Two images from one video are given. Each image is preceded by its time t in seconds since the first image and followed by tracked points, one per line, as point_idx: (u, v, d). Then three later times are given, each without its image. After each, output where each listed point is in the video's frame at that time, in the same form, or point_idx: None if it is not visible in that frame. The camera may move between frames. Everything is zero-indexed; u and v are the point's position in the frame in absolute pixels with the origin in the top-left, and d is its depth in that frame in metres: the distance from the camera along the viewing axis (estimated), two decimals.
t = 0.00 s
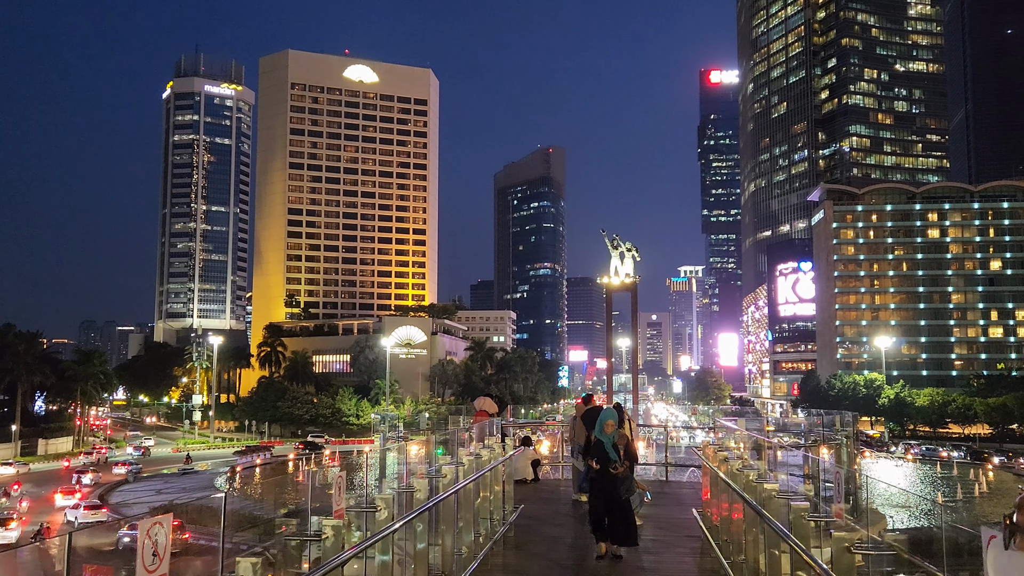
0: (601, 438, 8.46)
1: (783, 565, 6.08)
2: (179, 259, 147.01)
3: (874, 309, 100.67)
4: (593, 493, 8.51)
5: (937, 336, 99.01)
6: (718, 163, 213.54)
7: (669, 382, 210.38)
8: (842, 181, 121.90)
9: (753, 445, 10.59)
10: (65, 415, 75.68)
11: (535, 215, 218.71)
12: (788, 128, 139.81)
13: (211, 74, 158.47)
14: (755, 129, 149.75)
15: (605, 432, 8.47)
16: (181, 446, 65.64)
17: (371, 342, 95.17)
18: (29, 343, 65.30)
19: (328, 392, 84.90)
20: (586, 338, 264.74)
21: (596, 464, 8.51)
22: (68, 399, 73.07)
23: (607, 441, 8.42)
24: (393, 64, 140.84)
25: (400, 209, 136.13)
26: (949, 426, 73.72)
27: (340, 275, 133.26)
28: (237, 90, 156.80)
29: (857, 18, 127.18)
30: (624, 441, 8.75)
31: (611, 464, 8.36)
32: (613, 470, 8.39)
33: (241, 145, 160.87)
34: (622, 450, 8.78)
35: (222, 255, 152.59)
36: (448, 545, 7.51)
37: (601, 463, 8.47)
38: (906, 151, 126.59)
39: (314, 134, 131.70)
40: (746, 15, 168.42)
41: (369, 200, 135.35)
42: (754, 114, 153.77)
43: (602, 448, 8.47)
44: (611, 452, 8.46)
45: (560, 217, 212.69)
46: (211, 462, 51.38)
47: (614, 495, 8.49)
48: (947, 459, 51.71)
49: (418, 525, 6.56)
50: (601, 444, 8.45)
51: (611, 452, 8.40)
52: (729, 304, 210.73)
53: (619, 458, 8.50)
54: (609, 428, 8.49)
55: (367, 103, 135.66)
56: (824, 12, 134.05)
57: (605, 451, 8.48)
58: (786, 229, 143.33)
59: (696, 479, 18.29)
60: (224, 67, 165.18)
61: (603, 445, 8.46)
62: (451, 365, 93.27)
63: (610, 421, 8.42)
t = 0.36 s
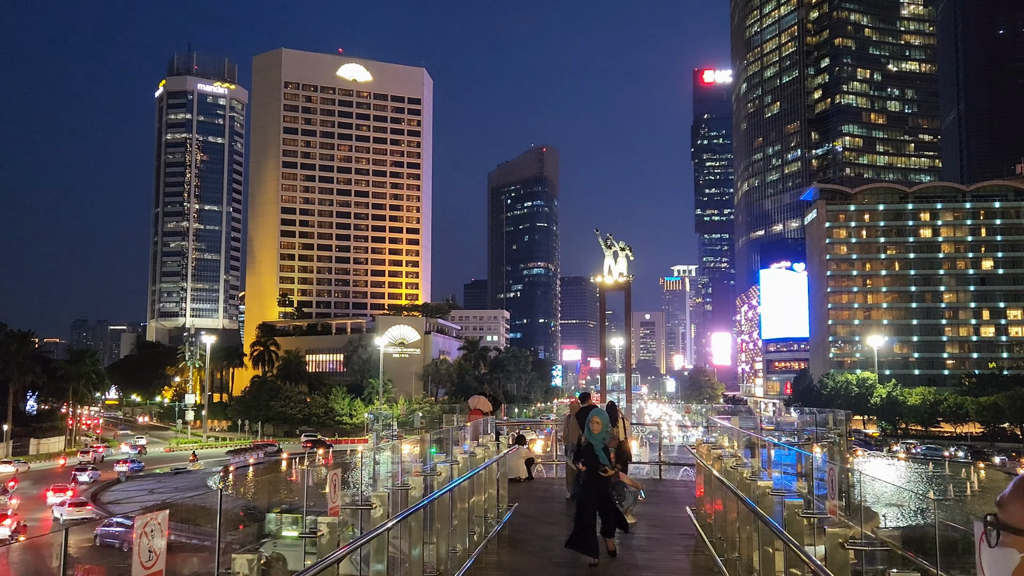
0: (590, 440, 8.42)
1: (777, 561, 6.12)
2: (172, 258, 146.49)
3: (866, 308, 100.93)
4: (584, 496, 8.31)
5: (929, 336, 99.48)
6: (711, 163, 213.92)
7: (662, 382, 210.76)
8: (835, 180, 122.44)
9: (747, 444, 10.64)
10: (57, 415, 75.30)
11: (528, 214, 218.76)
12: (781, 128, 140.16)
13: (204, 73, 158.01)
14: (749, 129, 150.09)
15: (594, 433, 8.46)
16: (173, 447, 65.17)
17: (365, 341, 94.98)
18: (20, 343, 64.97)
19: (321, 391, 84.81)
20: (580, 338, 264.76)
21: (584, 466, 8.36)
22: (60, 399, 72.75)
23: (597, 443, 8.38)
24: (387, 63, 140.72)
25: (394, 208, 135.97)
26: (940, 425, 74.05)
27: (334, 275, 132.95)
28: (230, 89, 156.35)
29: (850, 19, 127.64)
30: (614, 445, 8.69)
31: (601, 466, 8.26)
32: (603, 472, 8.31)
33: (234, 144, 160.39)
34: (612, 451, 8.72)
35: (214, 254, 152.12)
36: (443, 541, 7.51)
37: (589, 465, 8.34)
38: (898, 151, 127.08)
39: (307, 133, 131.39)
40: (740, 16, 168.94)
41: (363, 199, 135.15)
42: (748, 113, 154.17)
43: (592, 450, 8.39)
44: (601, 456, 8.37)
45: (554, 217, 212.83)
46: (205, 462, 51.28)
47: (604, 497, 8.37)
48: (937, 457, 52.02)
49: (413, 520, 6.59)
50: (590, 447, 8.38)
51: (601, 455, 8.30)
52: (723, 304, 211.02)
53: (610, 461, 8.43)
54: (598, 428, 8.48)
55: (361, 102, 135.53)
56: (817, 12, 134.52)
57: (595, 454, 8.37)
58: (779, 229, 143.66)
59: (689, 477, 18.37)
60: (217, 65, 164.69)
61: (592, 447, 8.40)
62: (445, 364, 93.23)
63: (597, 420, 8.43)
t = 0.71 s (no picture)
0: (574, 441, 8.25)
1: (763, 559, 6.20)
2: (161, 257, 145.74)
3: (854, 308, 101.61)
4: (569, 496, 8.24)
5: (916, 335, 100.15)
6: (701, 162, 214.56)
7: (652, 381, 211.21)
8: (824, 180, 123.20)
9: (735, 442, 10.72)
10: (45, 414, 74.78)
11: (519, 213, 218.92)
12: (771, 127, 140.86)
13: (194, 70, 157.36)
14: (739, 128, 150.77)
15: (579, 434, 8.27)
16: (161, 446, 64.58)
17: (354, 340, 94.78)
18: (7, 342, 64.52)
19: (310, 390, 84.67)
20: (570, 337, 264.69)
21: (570, 467, 8.24)
22: (47, 398, 72.28)
23: (581, 443, 8.19)
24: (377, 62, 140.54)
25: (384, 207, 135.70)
26: (928, 424, 74.59)
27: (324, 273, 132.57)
28: (220, 87, 155.77)
29: (839, 19, 128.40)
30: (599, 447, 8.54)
31: (584, 468, 8.05)
32: (586, 475, 8.09)
33: (223, 142, 159.78)
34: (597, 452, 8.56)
35: (204, 253, 151.47)
36: (431, 539, 7.56)
37: (574, 467, 8.17)
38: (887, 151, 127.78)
39: (298, 132, 131.09)
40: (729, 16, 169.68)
41: (352, 197, 134.84)
42: (738, 113, 154.98)
43: (576, 451, 8.26)
44: (584, 459, 8.18)
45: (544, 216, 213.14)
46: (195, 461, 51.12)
47: (589, 501, 8.21)
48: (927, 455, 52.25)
49: (400, 517, 6.65)
50: (574, 448, 8.25)
51: (584, 459, 8.11)
52: (713, 303, 211.63)
53: (594, 464, 8.22)
54: (584, 428, 8.26)
55: (351, 100, 135.31)
56: (806, 13, 135.23)
57: (579, 456, 8.21)
58: (769, 228, 144.33)
59: (677, 475, 18.48)
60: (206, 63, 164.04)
61: (576, 448, 8.28)
62: (435, 362, 93.13)
63: (584, 418, 8.22)
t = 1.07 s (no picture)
0: (556, 440, 8.23)
1: (748, 558, 6.32)
2: (149, 256, 144.97)
3: (843, 308, 102.23)
4: (548, 502, 8.11)
5: (904, 334, 100.79)
6: (691, 162, 215.14)
7: (641, 380, 211.58)
8: (813, 180, 124.04)
9: (723, 440, 10.80)
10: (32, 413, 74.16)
11: (509, 213, 219.01)
12: (760, 127, 141.54)
13: (182, 69, 156.63)
14: (728, 128, 151.46)
15: (562, 432, 8.25)
16: (149, 446, 64.17)
17: (344, 339, 94.52)
18: None
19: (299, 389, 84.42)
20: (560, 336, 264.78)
21: (550, 466, 8.17)
22: (34, 397, 71.73)
23: (564, 442, 8.17)
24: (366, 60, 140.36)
25: (373, 206, 135.46)
26: (915, 423, 75.06)
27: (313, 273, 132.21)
28: (209, 85, 155.13)
29: (827, 20, 129.23)
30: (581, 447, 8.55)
31: (565, 467, 8.05)
32: (568, 474, 8.06)
33: (212, 141, 159.10)
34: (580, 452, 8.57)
35: (192, 252, 150.76)
36: (418, 536, 7.62)
37: (555, 465, 8.14)
38: (875, 151, 128.64)
39: (287, 130, 130.67)
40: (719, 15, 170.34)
41: (342, 196, 134.50)
42: (727, 113, 155.47)
43: (557, 449, 8.21)
44: (567, 458, 8.14)
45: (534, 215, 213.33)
46: (184, 461, 50.89)
47: (571, 505, 8.07)
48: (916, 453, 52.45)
49: (389, 515, 6.73)
50: (558, 446, 8.18)
51: (567, 458, 8.08)
52: (702, 302, 212.20)
53: (576, 465, 8.19)
54: (567, 427, 8.25)
55: (340, 99, 135.04)
56: (795, 13, 135.95)
57: (560, 455, 8.19)
58: (758, 228, 144.95)
59: (666, 473, 18.61)
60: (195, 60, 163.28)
61: (558, 446, 8.23)
62: (424, 361, 93.03)
63: (568, 416, 8.31)
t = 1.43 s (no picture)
0: (536, 444, 7.86)
1: (738, 559, 6.38)
2: (138, 256, 144.24)
3: (833, 309, 102.79)
4: (526, 508, 7.68)
5: (894, 335, 101.34)
6: (682, 163, 215.62)
7: (632, 381, 211.79)
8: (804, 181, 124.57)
9: (714, 440, 10.83)
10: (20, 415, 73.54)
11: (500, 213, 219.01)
12: (751, 129, 141.97)
13: (173, 68, 155.96)
14: (719, 130, 151.87)
15: (542, 434, 7.97)
16: (139, 447, 64.03)
17: (335, 339, 94.26)
18: None
19: (290, 390, 84.17)
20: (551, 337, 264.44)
21: (529, 472, 7.73)
22: (22, 398, 71.14)
23: (543, 447, 7.83)
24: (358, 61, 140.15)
25: (365, 207, 135.30)
26: (905, 423, 75.33)
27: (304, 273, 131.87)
28: (199, 85, 154.51)
29: (818, 22, 129.78)
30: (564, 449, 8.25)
31: (547, 470, 7.69)
32: (549, 480, 7.67)
33: (202, 140, 158.43)
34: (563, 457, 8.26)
35: (182, 252, 149.99)
36: (409, 538, 7.67)
37: (535, 469, 7.73)
38: (865, 153, 129.40)
39: (278, 131, 130.36)
40: (710, 17, 170.76)
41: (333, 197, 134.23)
42: (718, 114, 155.78)
43: (537, 454, 7.80)
44: (549, 462, 7.80)
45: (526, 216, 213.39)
46: (173, 462, 50.54)
47: (549, 512, 7.69)
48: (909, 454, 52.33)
49: (380, 517, 6.80)
50: (536, 452, 7.80)
51: (548, 461, 7.71)
52: (693, 303, 212.69)
53: (559, 469, 7.88)
54: (547, 429, 8.00)
55: (332, 99, 134.77)
56: (786, 15, 136.41)
57: (542, 459, 7.80)
58: (748, 229, 145.27)
59: (657, 474, 18.66)
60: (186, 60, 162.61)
61: (539, 450, 7.85)
62: (416, 362, 92.96)
63: (548, 419, 7.97)
